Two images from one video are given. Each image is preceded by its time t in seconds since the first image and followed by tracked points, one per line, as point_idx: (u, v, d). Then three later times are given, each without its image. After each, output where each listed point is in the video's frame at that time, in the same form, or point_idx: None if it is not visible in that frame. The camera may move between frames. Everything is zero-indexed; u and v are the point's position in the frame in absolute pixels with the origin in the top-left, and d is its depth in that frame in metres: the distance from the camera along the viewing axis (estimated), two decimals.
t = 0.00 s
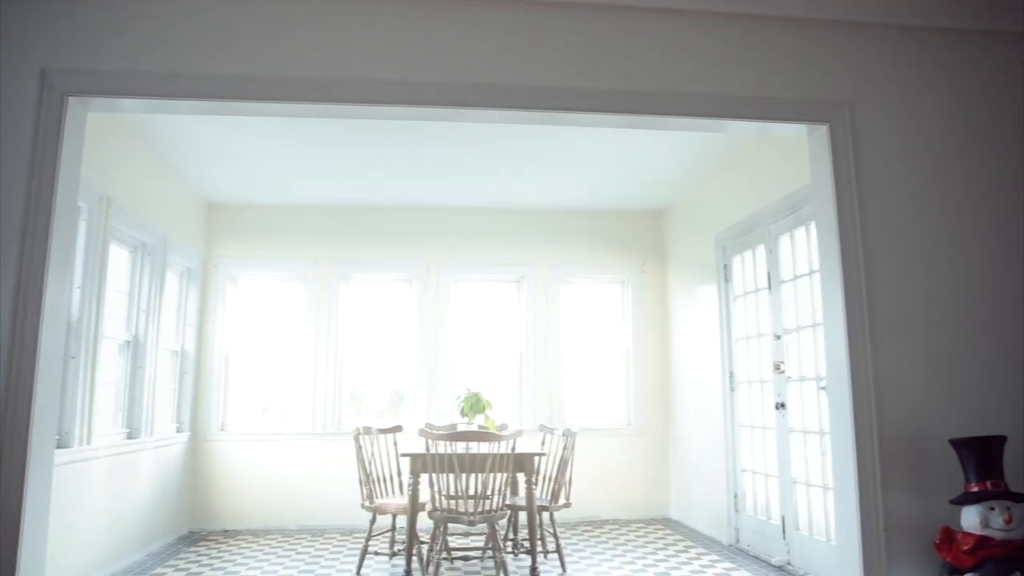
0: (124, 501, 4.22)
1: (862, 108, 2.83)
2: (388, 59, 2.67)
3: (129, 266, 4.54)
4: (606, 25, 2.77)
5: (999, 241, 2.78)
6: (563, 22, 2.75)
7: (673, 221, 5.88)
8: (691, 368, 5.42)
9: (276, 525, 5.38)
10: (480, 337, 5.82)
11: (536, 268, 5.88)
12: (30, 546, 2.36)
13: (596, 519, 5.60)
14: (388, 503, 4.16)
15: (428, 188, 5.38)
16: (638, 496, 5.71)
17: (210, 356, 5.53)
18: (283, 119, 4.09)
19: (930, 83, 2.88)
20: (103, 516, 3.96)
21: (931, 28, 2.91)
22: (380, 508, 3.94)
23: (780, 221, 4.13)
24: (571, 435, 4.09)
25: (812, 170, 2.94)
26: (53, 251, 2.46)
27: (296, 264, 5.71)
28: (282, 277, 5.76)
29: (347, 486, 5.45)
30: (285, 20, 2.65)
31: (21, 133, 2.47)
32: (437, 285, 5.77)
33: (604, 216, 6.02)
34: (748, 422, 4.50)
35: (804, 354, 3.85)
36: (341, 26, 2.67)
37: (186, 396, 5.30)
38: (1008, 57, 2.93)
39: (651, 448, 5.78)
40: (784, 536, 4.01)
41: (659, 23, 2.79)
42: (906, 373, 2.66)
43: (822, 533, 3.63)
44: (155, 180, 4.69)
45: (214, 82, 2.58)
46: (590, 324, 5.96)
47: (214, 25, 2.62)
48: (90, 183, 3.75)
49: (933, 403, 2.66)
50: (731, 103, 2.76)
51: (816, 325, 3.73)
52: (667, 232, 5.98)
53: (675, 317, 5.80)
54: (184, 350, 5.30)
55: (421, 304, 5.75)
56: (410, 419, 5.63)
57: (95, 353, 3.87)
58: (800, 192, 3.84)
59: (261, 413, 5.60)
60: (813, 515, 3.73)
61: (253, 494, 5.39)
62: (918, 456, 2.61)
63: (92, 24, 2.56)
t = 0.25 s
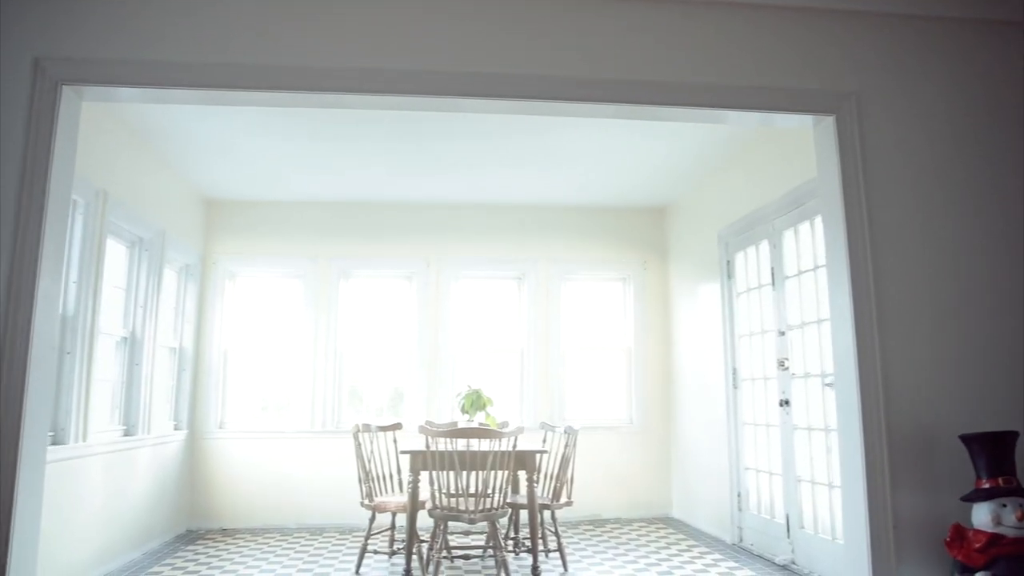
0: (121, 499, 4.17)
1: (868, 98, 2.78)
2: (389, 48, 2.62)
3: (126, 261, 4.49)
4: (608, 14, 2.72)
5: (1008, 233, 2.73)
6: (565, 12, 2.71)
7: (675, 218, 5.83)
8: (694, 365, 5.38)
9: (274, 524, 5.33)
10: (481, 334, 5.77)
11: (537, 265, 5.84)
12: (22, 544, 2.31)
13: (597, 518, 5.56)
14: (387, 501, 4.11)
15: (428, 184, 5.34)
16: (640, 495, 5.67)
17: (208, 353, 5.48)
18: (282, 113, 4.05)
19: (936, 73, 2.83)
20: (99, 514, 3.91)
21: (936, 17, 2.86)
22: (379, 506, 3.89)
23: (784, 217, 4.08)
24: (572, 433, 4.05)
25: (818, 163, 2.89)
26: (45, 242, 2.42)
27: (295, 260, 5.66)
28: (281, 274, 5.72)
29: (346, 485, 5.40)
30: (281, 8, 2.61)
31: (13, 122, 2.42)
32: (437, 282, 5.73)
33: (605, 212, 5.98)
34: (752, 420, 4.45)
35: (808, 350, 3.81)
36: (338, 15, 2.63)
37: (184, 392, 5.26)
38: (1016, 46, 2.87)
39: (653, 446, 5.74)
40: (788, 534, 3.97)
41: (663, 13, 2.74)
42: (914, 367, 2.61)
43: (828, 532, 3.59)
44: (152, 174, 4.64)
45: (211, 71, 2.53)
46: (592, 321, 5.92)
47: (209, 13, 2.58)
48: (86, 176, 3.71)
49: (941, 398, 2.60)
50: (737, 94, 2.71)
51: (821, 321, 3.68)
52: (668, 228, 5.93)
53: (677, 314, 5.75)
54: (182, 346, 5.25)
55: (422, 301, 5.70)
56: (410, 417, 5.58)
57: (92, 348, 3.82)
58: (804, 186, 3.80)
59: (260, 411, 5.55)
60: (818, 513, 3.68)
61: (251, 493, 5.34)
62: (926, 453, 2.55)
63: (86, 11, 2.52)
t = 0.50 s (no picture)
0: (117, 497, 4.12)
1: (877, 88, 2.72)
2: (389, 35, 2.57)
3: (123, 256, 4.44)
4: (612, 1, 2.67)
5: (1019, 225, 2.68)
6: None
7: (677, 214, 5.78)
8: (697, 362, 5.33)
9: (273, 522, 5.28)
10: (482, 331, 5.72)
11: (539, 261, 5.79)
12: (14, 540, 2.26)
13: (599, 517, 5.50)
14: (387, 499, 4.06)
15: (429, 179, 5.29)
16: (642, 493, 5.61)
17: (207, 350, 5.43)
18: (281, 105, 4.00)
19: (946, 62, 2.77)
20: (95, 512, 3.86)
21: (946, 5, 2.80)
22: (379, 504, 3.84)
23: (788, 211, 4.04)
24: (574, 430, 4.00)
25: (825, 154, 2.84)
26: (38, 232, 2.37)
27: (294, 256, 5.61)
28: (280, 270, 5.67)
29: (345, 483, 5.35)
30: None
31: (5, 109, 2.37)
32: (438, 279, 5.68)
33: (607, 209, 5.93)
34: (756, 417, 4.40)
35: (814, 346, 3.76)
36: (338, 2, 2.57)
37: (182, 389, 5.21)
38: None
39: (656, 445, 5.69)
40: (793, 533, 3.92)
41: None
42: (924, 362, 2.56)
43: (834, 530, 3.54)
44: (150, 168, 4.60)
45: (209, 59, 2.48)
46: (594, 318, 5.86)
47: None
48: (82, 169, 3.66)
49: (951, 394, 2.55)
50: (744, 83, 2.66)
51: (827, 317, 3.64)
52: (671, 225, 5.88)
53: (680, 311, 5.70)
54: (180, 343, 5.20)
55: (422, 297, 5.65)
56: (410, 415, 5.53)
57: (88, 344, 3.77)
58: (810, 180, 3.75)
59: (259, 409, 5.50)
60: (824, 511, 3.63)
61: (250, 491, 5.29)
62: (936, 449, 2.50)
63: None
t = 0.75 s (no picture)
0: (114, 494, 4.07)
1: (886, 77, 2.67)
2: (390, 22, 2.52)
3: (120, 251, 4.39)
4: None
5: None
6: None
7: (680, 210, 5.73)
8: (700, 360, 5.27)
9: (272, 521, 5.22)
10: (483, 328, 5.67)
11: (540, 258, 5.73)
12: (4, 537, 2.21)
13: (601, 516, 5.45)
14: (387, 497, 4.01)
15: (429, 174, 5.24)
16: (644, 492, 5.56)
17: (205, 347, 5.38)
18: (281, 98, 3.94)
19: (956, 51, 2.72)
20: (91, 510, 3.81)
21: None
22: (379, 502, 3.78)
23: (794, 206, 4.01)
24: (577, 427, 3.94)
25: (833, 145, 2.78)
26: (30, 221, 2.32)
27: (293, 252, 5.56)
28: (279, 267, 5.62)
29: (345, 481, 5.30)
30: None
31: None
32: (439, 275, 5.62)
33: (609, 205, 5.88)
34: (760, 415, 4.34)
35: (820, 342, 3.71)
36: None
37: (180, 386, 5.15)
38: None
39: (658, 443, 5.63)
40: (799, 532, 3.86)
41: None
42: (935, 356, 2.50)
43: (841, 529, 3.48)
44: (147, 162, 4.55)
45: (205, 45, 2.43)
46: (596, 315, 5.81)
47: None
48: (77, 161, 3.61)
49: (963, 389, 2.49)
50: (752, 71, 2.61)
51: (833, 312, 3.59)
52: (674, 221, 5.83)
53: (683, 308, 5.64)
54: (178, 340, 5.15)
55: (423, 294, 5.59)
56: (410, 413, 5.48)
57: (83, 340, 3.72)
58: (817, 174, 3.71)
59: (258, 407, 5.45)
60: (830, 510, 3.58)
61: (248, 489, 5.24)
62: (948, 445, 2.45)
63: None
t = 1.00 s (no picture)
0: (111, 492, 4.02)
1: (898, 65, 2.61)
2: (389, 8, 2.46)
3: (118, 247, 4.34)
4: None
5: None
6: None
7: (683, 206, 5.67)
8: (704, 357, 5.22)
9: (271, 520, 5.17)
10: (485, 325, 5.61)
11: (542, 254, 5.68)
12: None
13: (604, 515, 5.40)
14: (387, 495, 3.95)
15: (430, 168, 5.19)
16: (647, 490, 5.50)
17: (204, 344, 5.33)
18: (279, 89, 3.89)
19: (970, 38, 2.65)
20: (88, 508, 3.76)
21: None
22: (379, 501, 3.73)
23: (799, 201, 3.97)
24: (580, 424, 3.89)
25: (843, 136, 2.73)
26: (22, 213, 2.26)
27: (293, 248, 5.50)
28: (279, 263, 5.57)
29: (345, 479, 5.24)
30: None
31: None
32: (440, 271, 5.57)
33: (611, 201, 5.82)
34: (765, 412, 4.29)
35: (828, 338, 3.66)
36: None
37: (179, 383, 5.10)
38: None
39: (662, 441, 5.58)
40: (805, 531, 3.81)
41: None
42: (948, 351, 2.44)
43: (849, 528, 3.43)
44: (144, 157, 4.50)
45: (201, 32, 2.37)
46: (598, 312, 5.76)
47: None
48: (73, 153, 3.56)
49: (977, 384, 2.43)
50: (761, 59, 2.55)
51: (841, 307, 3.55)
52: (677, 217, 5.78)
53: (686, 305, 5.59)
54: (176, 337, 5.10)
55: (423, 290, 5.54)
56: (410, 411, 5.42)
57: (80, 336, 3.66)
58: (824, 166, 3.67)
59: (257, 405, 5.40)
60: (838, 508, 3.52)
61: (247, 488, 5.19)
62: (961, 441, 2.39)
63: None
